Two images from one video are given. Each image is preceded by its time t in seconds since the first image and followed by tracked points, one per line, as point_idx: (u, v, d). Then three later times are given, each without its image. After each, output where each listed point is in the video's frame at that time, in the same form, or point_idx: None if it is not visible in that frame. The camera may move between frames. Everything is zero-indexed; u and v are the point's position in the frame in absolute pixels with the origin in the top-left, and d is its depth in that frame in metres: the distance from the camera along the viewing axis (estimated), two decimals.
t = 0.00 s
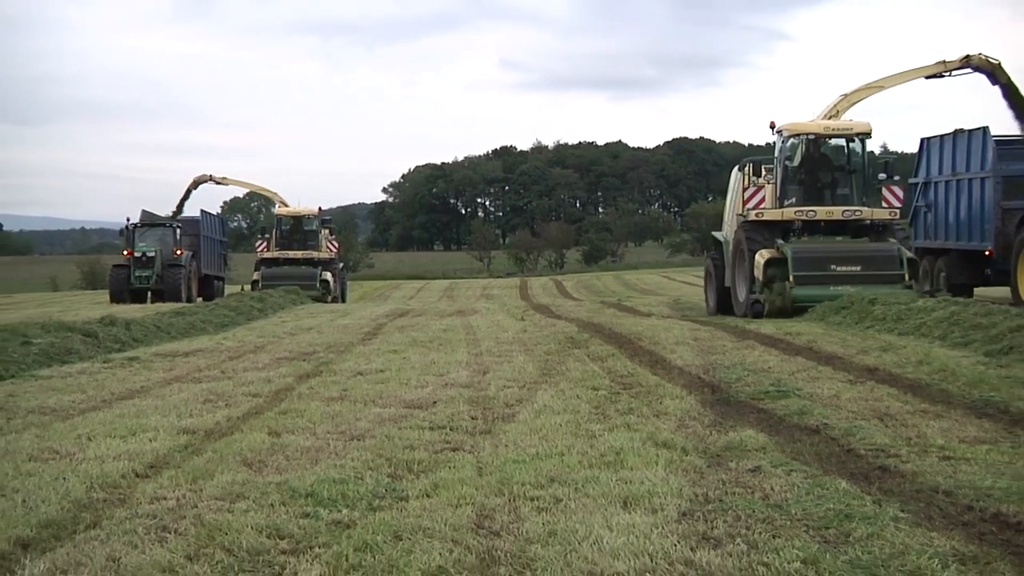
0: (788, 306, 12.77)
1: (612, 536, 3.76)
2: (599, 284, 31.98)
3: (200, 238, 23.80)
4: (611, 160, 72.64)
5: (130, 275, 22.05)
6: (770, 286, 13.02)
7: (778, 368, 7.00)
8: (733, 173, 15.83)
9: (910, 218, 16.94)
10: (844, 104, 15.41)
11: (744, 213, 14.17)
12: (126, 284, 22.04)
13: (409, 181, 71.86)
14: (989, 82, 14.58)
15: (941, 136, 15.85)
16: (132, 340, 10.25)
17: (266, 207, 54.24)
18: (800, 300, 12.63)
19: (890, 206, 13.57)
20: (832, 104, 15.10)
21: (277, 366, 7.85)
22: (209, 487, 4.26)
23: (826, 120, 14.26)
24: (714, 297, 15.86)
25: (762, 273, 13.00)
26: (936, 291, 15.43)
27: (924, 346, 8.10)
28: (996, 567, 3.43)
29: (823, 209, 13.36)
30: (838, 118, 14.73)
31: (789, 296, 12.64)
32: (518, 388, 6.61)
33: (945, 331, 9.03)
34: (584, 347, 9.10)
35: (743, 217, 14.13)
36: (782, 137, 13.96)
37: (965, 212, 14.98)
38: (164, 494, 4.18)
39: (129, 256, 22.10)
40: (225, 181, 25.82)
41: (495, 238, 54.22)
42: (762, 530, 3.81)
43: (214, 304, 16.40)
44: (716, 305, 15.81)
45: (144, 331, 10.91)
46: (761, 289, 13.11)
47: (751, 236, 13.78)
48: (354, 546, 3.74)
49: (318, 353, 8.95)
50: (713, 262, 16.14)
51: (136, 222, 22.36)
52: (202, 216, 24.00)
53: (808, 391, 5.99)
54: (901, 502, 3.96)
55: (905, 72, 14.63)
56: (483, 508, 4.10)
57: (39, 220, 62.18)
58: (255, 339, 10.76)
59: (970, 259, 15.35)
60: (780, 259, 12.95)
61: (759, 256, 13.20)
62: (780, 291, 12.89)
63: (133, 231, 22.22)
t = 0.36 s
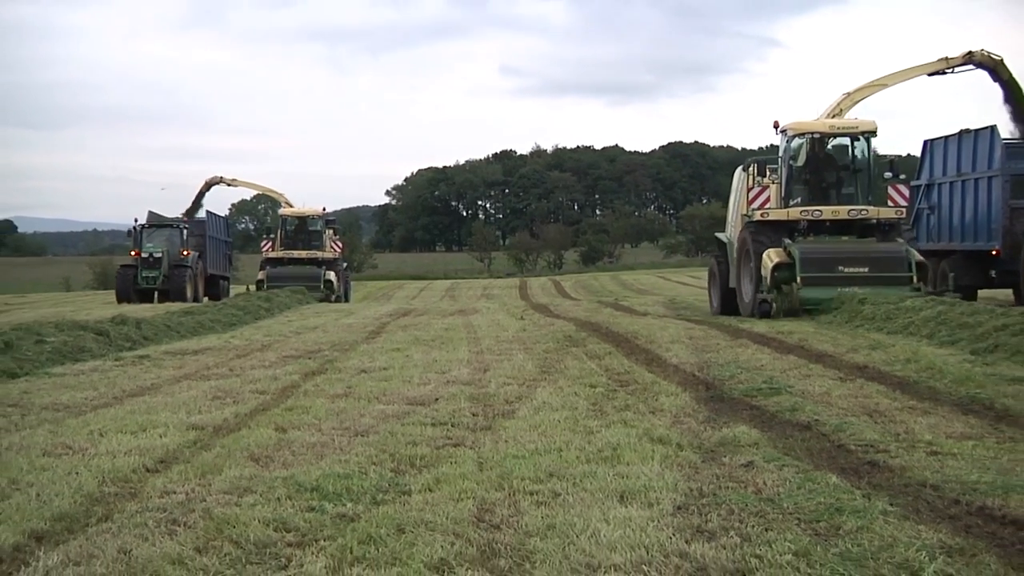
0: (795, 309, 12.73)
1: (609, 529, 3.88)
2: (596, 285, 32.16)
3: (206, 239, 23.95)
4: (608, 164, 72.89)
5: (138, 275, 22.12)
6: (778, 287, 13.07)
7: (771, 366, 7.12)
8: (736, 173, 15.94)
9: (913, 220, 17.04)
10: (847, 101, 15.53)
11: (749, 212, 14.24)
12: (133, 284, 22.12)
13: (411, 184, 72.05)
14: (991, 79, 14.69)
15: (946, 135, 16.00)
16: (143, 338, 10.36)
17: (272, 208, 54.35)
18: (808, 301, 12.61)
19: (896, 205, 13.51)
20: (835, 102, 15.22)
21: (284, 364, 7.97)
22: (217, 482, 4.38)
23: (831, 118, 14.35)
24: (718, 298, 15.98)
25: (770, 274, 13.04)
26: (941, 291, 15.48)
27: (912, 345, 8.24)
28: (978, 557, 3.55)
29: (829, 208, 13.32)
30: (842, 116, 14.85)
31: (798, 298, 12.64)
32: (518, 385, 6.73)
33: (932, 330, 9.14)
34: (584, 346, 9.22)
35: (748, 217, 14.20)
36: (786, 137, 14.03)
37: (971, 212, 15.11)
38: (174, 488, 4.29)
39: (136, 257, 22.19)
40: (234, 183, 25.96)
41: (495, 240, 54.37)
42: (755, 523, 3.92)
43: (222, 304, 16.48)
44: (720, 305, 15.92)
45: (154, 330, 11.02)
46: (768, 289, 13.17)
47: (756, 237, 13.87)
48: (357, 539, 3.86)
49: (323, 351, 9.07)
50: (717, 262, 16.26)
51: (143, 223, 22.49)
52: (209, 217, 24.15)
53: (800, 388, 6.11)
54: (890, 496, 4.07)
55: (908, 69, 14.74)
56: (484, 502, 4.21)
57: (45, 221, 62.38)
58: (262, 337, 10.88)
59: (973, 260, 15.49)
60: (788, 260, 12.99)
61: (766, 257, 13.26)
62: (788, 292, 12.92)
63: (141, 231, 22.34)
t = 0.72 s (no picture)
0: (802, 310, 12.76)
1: (606, 524, 3.98)
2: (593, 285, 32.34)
3: (210, 239, 24.11)
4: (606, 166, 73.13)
5: (141, 275, 22.21)
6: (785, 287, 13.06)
7: (765, 363, 7.23)
8: (743, 172, 16.05)
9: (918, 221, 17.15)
10: (855, 100, 15.63)
11: (756, 211, 14.31)
12: (136, 284, 22.21)
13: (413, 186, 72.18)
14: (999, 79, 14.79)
15: (954, 136, 16.21)
16: (152, 337, 10.47)
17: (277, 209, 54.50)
18: (816, 302, 12.60)
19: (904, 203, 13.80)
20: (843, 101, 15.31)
21: (290, 362, 8.07)
22: (225, 477, 4.48)
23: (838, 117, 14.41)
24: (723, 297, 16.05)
25: (776, 275, 13.05)
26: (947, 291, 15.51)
27: (903, 343, 8.34)
28: (965, 551, 3.65)
29: (837, 207, 13.43)
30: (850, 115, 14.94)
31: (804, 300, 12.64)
32: (518, 383, 6.83)
33: (921, 329, 9.22)
34: (584, 344, 9.33)
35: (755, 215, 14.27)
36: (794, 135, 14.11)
37: (980, 211, 15.27)
38: (182, 483, 4.39)
39: (140, 257, 22.31)
40: (241, 186, 26.09)
41: (495, 240, 54.49)
42: (749, 518, 4.02)
43: (229, 304, 16.47)
44: (725, 305, 15.98)
45: (163, 329, 11.13)
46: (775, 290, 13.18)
47: (762, 236, 13.93)
48: (361, 533, 3.96)
49: (328, 350, 9.17)
50: (723, 262, 16.33)
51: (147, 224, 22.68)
52: (214, 218, 24.31)
53: (793, 385, 6.21)
54: (881, 491, 4.17)
55: (917, 68, 14.84)
56: (484, 497, 4.31)
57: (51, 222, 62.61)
58: (268, 336, 10.99)
59: (982, 260, 15.48)
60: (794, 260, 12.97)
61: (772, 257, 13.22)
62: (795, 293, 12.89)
63: (145, 232, 22.53)
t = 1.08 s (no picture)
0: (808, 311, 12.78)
1: (603, 516, 4.12)
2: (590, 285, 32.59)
3: (217, 239, 24.27)
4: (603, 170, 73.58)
5: (147, 275, 22.35)
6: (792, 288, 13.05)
7: (756, 360, 7.38)
8: (749, 170, 16.11)
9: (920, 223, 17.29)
10: (863, 100, 15.75)
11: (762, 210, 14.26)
12: (142, 284, 22.38)
13: (415, 189, 72.37)
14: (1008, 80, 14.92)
15: (956, 137, 16.40)
16: (164, 335, 10.63)
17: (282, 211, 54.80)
18: (824, 302, 12.55)
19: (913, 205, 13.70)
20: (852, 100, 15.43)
21: (296, 360, 8.22)
22: (234, 471, 4.62)
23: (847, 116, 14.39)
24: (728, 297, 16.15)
25: (783, 276, 13.06)
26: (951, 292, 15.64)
27: (889, 341, 8.50)
28: (949, 541, 3.80)
29: (845, 207, 13.46)
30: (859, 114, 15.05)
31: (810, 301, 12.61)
32: (517, 379, 6.98)
33: (907, 327, 9.35)
34: (582, 342, 9.49)
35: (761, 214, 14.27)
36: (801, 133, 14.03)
37: (984, 211, 15.41)
38: (193, 476, 4.53)
39: (146, 257, 22.46)
40: (247, 187, 26.27)
41: (494, 241, 54.66)
42: (741, 510, 4.16)
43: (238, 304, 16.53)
44: (730, 304, 16.06)
45: (174, 328, 11.29)
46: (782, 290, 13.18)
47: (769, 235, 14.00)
48: (366, 525, 4.10)
49: (333, 347, 9.33)
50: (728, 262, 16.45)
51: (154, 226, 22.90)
52: (221, 219, 24.50)
53: (783, 381, 6.37)
54: (868, 484, 4.32)
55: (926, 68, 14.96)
56: (485, 490, 4.45)
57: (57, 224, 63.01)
58: (275, 335, 11.14)
59: (986, 261, 15.66)
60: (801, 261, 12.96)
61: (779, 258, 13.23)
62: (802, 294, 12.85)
63: (152, 233, 22.74)
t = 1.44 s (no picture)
0: (817, 313, 12.65)
1: (600, 509, 4.25)
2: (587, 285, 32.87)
3: (223, 240, 24.42)
4: (599, 174, 74.16)
5: (152, 277, 22.50)
6: (800, 290, 12.92)
7: (749, 358, 7.52)
8: (756, 168, 16.14)
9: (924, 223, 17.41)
10: (870, 99, 15.90)
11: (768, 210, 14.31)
12: (148, 284, 22.56)
13: (418, 191, 72.59)
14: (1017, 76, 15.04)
15: (960, 137, 16.54)
16: (174, 333, 10.75)
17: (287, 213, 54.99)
18: (833, 303, 12.37)
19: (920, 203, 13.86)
20: (859, 99, 15.56)
21: (303, 357, 8.35)
22: (242, 465, 4.75)
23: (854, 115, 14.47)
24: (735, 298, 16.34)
25: (790, 278, 12.96)
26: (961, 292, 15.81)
27: (876, 339, 8.64)
28: (934, 533, 3.93)
29: (851, 207, 13.45)
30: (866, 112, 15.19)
31: (819, 304, 12.45)
32: (517, 376, 7.12)
33: (895, 326, 9.47)
34: (579, 340, 9.63)
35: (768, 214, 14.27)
36: (808, 133, 14.09)
37: (991, 212, 15.55)
38: (203, 471, 4.66)
39: (152, 258, 22.58)
40: (254, 189, 26.42)
41: (495, 242, 54.94)
42: (734, 503, 4.29)
43: (246, 304, 16.58)
44: (737, 305, 16.29)
45: (184, 326, 11.44)
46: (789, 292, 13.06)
47: (776, 236, 13.97)
48: (370, 518, 4.23)
49: (338, 345, 9.46)
50: (735, 262, 16.67)
51: (160, 227, 23.03)
52: (226, 220, 24.64)
53: (775, 378, 6.51)
54: (857, 478, 4.45)
55: (933, 66, 15.11)
56: (485, 484, 4.58)
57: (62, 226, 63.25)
58: (282, 333, 11.29)
59: (996, 262, 15.84)
60: (808, 262, 12.86)
61: (786, 259, 13.17)
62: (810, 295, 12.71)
63: (159, 235, 22.88)
